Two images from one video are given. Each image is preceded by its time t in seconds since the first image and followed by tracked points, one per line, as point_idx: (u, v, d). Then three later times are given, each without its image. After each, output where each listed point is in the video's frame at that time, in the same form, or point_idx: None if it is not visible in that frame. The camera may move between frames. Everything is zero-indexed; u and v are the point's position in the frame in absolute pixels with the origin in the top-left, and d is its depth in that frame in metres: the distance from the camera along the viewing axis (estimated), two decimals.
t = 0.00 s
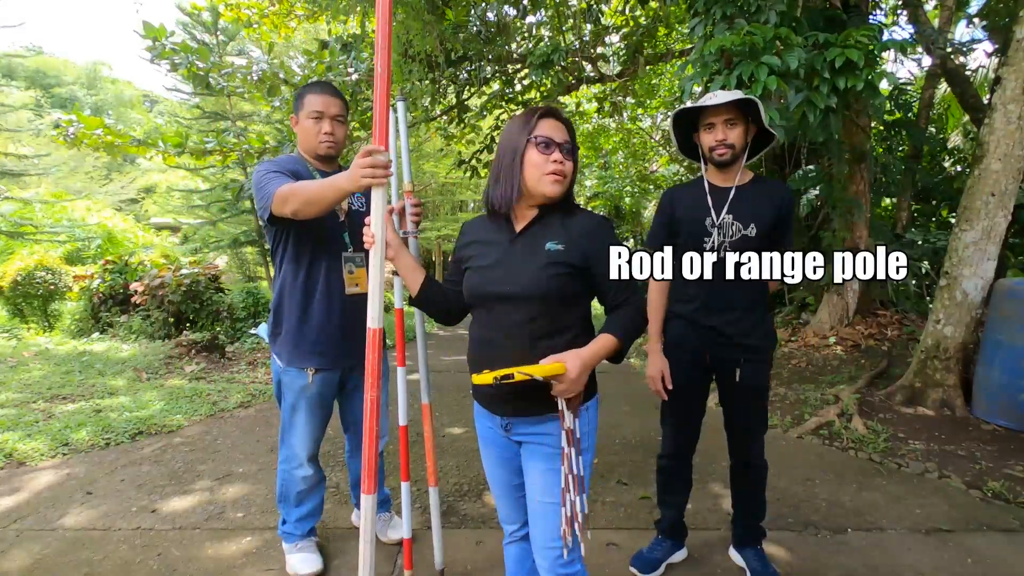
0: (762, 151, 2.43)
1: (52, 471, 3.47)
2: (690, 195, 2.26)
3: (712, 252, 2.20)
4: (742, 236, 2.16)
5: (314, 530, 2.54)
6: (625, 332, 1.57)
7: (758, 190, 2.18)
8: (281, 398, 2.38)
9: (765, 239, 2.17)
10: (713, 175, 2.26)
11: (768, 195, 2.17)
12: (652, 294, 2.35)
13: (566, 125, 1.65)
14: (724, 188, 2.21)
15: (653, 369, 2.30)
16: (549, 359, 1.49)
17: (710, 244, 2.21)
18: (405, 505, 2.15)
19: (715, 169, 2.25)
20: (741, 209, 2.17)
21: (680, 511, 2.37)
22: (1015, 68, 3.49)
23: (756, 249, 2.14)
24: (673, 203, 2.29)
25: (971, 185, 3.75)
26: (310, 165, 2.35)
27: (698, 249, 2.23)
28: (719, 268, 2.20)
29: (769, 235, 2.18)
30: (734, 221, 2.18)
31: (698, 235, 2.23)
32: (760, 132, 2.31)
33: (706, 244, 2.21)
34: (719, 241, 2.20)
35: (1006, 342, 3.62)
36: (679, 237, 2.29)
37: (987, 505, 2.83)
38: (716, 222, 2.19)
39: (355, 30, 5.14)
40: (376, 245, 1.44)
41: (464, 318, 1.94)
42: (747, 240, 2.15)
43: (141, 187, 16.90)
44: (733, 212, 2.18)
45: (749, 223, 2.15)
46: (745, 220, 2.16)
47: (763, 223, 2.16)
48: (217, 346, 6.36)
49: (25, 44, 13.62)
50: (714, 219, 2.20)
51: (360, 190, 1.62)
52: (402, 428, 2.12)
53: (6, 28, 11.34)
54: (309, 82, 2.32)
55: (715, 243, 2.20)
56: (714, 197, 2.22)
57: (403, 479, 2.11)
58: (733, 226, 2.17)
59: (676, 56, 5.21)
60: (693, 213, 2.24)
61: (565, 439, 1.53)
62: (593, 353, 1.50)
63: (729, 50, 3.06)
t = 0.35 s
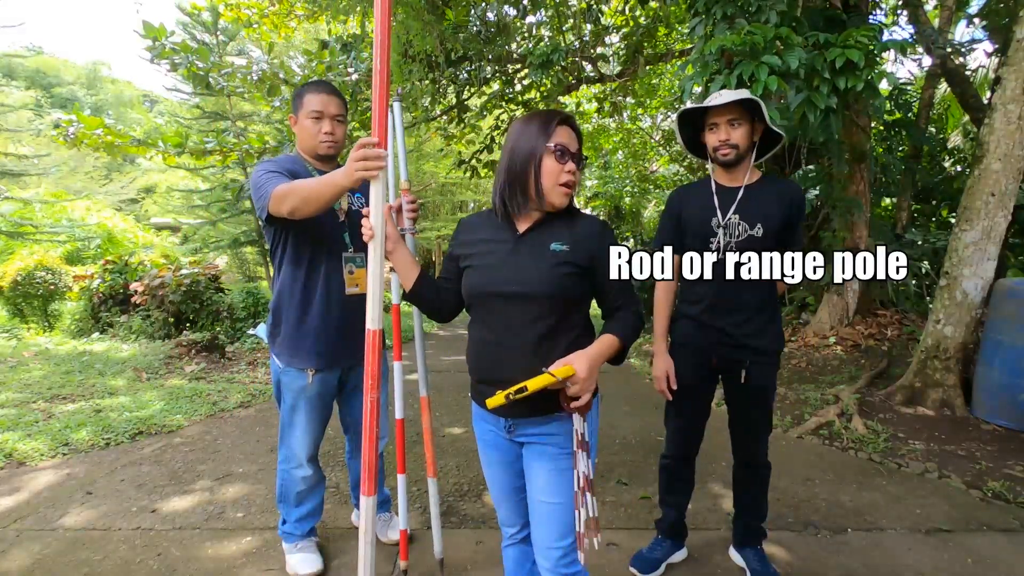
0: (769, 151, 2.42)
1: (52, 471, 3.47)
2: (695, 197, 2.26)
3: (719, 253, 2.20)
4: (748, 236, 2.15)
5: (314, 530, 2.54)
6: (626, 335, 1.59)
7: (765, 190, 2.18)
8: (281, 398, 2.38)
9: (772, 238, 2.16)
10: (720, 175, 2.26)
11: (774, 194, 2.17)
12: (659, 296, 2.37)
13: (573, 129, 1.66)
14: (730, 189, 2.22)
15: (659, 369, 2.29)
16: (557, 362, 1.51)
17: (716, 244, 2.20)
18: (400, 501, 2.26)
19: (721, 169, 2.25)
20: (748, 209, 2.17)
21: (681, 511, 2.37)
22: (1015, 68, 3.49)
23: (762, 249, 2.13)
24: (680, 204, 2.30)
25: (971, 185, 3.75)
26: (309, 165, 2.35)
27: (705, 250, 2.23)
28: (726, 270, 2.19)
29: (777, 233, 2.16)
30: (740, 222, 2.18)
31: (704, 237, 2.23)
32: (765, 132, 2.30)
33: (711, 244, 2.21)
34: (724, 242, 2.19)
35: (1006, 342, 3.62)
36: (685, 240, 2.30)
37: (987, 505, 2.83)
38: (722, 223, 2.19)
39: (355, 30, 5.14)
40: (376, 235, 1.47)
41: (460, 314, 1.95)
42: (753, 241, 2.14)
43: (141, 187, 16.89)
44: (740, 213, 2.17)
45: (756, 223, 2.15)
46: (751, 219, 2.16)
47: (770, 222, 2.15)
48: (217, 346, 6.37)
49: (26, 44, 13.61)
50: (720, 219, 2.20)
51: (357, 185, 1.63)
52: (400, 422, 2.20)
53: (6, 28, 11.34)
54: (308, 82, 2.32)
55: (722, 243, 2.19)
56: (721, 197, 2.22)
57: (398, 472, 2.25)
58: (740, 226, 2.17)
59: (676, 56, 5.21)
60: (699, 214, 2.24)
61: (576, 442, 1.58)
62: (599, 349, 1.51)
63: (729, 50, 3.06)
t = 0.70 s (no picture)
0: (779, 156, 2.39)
1: (52, 471, 3.46)
2: (701, 197, 2.26)
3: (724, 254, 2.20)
4: (754, 237, 2.15)
5: (314, 530, 2.54)
6: (626, 339, 1.58)
7: (772, 191, 2.17)
8: (279, 399, 2.37)
9: (778, 241, 2.15)
10: (728, 171, 2.25)
11: (781, 195, 2.16)
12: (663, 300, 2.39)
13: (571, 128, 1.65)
14: (737, 189, 2.21)
15: (663, 369, 2.29)
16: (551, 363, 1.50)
17: (721, 245, 2.21)
18: (399, 499, 2.31)
19: (729, 167, 2.23)
20: (755, 210, 2.16)
21: (681, 511, 2.37)
22: (1015, 68, 3.49)
23: (769, 251, 2.13)
24: (685, 204, 2.31)
25: (972, 185, 3.75)
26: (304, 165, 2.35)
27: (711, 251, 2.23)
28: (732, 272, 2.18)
29: (783, 236, 2.15)
30: (746, 223, 2.17)
31: (710, 237, 2.23)
32: (776, 133, 2.27)
33: (716, 245, 2.22)
34: (730, 243, 2.20)
35: (1006, 342, 3.62)
36: (691, 240, 2.30)
37: (987, 505, 2.82)
38: (729, 223, 2.19)
39: (355, 30, 5.14)
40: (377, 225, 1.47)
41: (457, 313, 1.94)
42: (759, 242, 2.14)
43: (141, 187, 16.90)
44: (746, 214, 2.17)
45: (763, 225, 2.14)
46: (758, 221, 2.15)
47: (776, 224, 2.14)
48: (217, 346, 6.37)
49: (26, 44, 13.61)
50: (726, 220, 2.20)
51: (350, 153, 1.63)
52: (395, 421, 2.21)
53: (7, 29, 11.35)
54: (298, 82, 2.32)
55: (727, 244, 2.19)
56: (728, 197, 2.22)
57: (397, 471, 2.28)
58: (746, 228, 2.16)
59: (676, 56, 5.21)
60: (705, 214, 2.24)
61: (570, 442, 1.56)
62: (597, 352, 1.51)
63: (729, 50, 3.06)
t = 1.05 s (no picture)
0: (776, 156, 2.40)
1: (53, 471, 3.47)
2: (702, 197, 2.26)
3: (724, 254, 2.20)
4: (754, 236, 2.16)
5: (314, 530, 2.54)
6: (626, 342, 1.57)
7: (772, 190, 2.18)
8: (275, 401, 2.37)
9: (778, 240, 2.16)
10: (727, 174, 2.25)
11: (782, 195, 2.17)
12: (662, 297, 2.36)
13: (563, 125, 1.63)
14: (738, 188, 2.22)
15: (664, 371, 2.29)
16: (570, 367, 1.49)
17: (721, 244, 2.21)
18: (399, 499, 2.31)
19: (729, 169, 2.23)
20: (754, 209, 2.17)
21: (681, 511, 2.37)
22: (1015, 68, 3.49)
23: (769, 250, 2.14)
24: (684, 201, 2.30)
25: (971, 185, 3.75)
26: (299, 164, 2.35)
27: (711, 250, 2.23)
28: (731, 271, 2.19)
29: (783, 235, 2.17)
30: (746, 222, 2.18)
31: (710, 236, 2.23)
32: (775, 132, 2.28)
33: (717, 244, 2.22)
34: (730, 242, 2.20)
35: (1006, 342, 3.62)
36: (692, 239, 2.30)
37: (987, 506, 2.82)
38: (729, 222, 2.19)
39: (355, 30, 5.15)
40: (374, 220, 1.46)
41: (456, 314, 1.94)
42: (759, 241, 2.15)
43: (141, 187, 16.92)
44: (746, 213, 2.18)
45: (762, 224, 2.16)
46: (758, 220, 2.16)
47: (777, 224, 2.15)
48: (217, 346, 6.37)
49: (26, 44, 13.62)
50: (726, 220, 2.20)
51: (356, 150, 1.61)
52: (395, 421, 2.20)
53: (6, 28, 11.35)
54: (290, 80, 2.32)
55: (728, 244, 2.20)
56: (728, 196, 2.22)
57: (396, 471, 2.28)
58: (746, 227, 2.17)
59: (676, 56, 5.21)
60: (706, 213, 2.23)
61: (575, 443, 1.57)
62: (605, 356, 1.52)
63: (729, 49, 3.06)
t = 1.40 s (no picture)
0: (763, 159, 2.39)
1: (53, 471, 3.47)
2: (693, 198, 2.25)
3: (716, 255, 2.20)
4: (746, 237, 2.16)
5: (314, 530, 2.55)
6: (626, 344, 1.58)
7: (763, 191, 2.18)
8: (271, 404, 2.37)
9: (769, 239, 2.17)
10: (716, 175, 2.26)
11: (774, 195, 2.18)
12: (657, 281, 2.32)
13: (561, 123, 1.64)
14: (729, 189, 2.21)
15: (663, 373, 2.27)
16: (583, 359, 1.47)
17: (714, 246, 2.20)
18: (399, 500, 2.31)
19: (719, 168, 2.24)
20: (745, 210, 2.17)
21: (680, 511, 2.37)
22: (1015, 68, 3.49)
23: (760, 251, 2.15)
24: (677, 199, 2.27)
25: (971, 185, 3.75)
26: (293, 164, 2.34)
27: (703, 252, 2.22)
28: (724, 271, 2.20)
29: (774, 235, 2.17)
30: (737, 223, 2.17)
31: (702, 237, 2.21)
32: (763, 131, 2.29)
33: (709, 246, 2.21)
34: (722, 243, 2.19)
35: (1006, 342, 3.62)
36: (683, 240, 2.27)
37: (986, 505, 2.82)
38: (720, 223, 2.18)
39: (355, 30, 5.15)
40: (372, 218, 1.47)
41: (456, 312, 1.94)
42: (751, 242, 2.16)
43: (141, 186, 16.93)
44: (737, 214, 2.17)
45: (754, 225, 2.15)
46: (749, 220, 2.16)
47: (768, 224, 2.16)
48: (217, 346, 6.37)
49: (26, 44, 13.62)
50: (717, 221, 2.19)
51: (354, 152, 1.59)
52: (395, 421, 2.20)
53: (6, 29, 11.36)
54: (285, 79, 2.32)
55: (720, 245, 2.19)
56: (719, 197, 2.21)
57: (396, 471, 2.28)
58: (737, 228, 2.17)
59: (676, 55, 5.21)
60: (698, 215, 2.21)
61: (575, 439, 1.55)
62: (609, 353, 1.52)
63: (729, 49, 3.06)
